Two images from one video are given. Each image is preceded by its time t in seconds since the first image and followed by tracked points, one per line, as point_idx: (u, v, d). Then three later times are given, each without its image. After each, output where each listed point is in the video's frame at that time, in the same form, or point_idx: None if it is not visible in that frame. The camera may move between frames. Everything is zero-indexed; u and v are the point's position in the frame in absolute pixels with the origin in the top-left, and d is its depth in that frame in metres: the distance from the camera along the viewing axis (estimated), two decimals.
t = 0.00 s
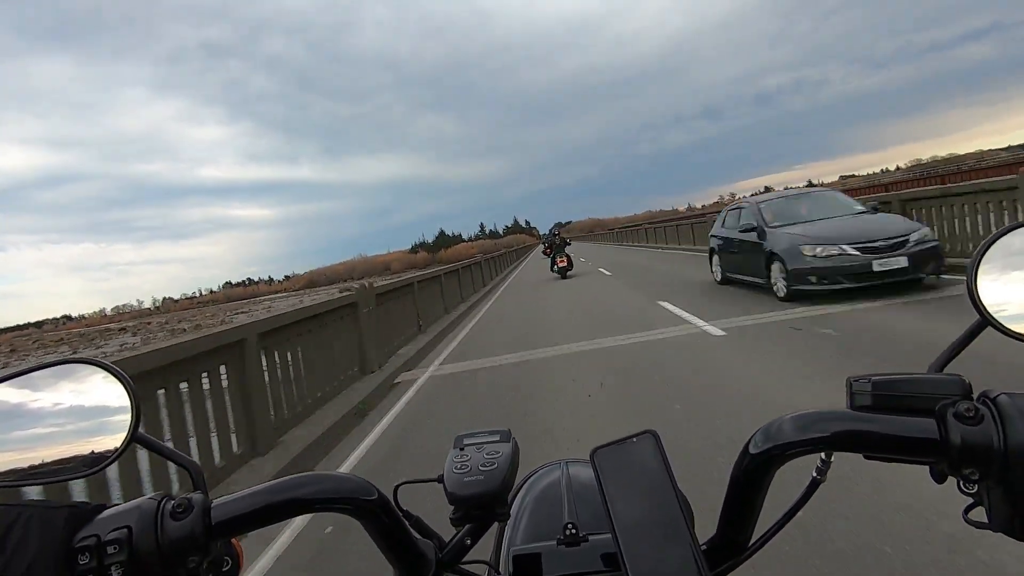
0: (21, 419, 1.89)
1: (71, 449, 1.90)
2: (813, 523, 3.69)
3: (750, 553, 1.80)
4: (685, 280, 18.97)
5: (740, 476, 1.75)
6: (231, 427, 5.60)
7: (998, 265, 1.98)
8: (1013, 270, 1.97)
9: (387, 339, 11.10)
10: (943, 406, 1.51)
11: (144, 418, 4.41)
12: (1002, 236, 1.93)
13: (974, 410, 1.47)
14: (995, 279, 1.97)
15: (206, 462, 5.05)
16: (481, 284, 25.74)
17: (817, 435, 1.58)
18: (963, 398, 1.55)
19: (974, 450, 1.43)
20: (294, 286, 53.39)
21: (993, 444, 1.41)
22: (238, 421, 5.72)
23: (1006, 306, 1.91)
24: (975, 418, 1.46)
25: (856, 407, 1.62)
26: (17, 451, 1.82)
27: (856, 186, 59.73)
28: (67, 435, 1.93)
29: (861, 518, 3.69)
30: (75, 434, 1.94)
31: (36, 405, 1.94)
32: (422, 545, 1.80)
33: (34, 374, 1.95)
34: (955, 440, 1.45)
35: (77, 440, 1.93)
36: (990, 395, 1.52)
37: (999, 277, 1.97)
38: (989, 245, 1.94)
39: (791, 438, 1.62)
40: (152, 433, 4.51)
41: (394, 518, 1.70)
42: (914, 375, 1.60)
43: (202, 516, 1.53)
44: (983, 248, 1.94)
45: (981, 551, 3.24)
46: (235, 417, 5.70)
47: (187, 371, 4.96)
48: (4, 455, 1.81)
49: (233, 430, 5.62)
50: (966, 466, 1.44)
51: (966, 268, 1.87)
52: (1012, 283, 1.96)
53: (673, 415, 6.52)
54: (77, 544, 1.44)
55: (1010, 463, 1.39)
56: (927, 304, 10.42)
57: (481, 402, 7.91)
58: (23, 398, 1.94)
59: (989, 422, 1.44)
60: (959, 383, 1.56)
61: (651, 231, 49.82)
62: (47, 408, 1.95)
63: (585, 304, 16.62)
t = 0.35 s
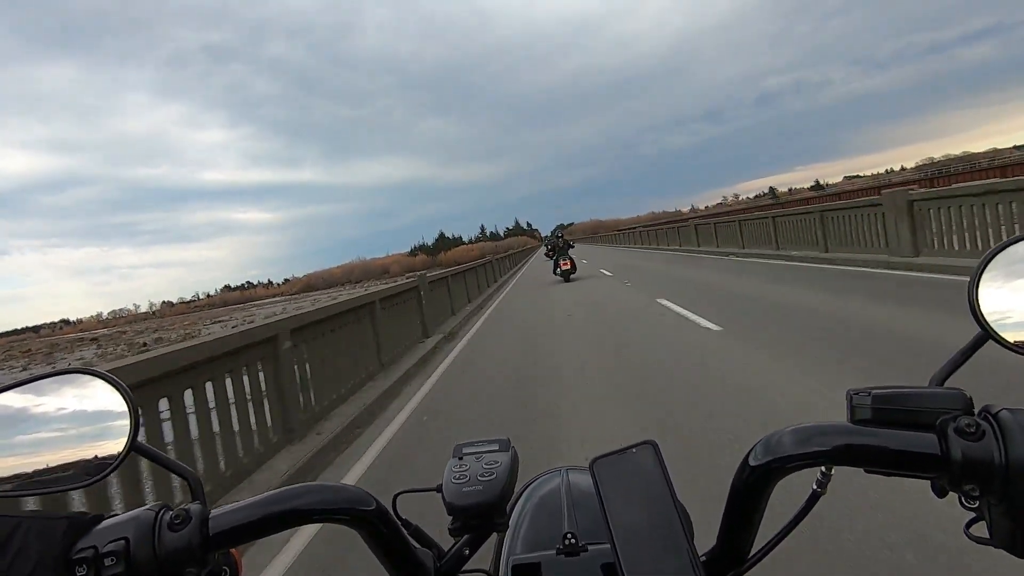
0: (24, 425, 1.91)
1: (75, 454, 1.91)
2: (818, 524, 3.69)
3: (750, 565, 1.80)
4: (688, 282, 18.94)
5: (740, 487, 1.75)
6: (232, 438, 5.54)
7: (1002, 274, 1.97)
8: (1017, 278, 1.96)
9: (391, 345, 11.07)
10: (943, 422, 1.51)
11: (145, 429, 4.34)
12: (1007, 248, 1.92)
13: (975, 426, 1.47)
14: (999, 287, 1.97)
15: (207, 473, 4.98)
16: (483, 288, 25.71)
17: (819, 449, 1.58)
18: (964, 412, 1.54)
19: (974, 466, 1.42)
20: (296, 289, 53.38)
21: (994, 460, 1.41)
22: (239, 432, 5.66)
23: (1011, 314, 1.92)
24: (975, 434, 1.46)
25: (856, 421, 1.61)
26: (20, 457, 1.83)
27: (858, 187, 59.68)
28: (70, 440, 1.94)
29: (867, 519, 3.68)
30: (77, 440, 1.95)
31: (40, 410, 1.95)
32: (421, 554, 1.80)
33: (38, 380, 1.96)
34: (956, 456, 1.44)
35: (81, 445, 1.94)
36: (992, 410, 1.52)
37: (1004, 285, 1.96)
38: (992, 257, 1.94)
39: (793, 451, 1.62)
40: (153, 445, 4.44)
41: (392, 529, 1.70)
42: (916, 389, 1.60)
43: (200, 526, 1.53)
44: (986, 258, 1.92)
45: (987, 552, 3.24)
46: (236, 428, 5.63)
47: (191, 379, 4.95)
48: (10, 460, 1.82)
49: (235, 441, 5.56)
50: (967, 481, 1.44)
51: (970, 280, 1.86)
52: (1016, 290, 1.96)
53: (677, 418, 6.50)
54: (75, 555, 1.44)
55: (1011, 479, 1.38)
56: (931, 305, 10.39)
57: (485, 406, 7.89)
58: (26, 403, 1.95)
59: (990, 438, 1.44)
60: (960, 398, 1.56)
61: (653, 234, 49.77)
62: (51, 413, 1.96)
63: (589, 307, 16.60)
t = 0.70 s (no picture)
0: (29, 439, 1.93)
1: (80, 467, 1.94)
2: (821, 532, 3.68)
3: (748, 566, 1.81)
4: (689, 286, 18.94)
5: (736, 487, 1.77)
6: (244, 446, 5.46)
7: (994, 274, 2.00)
8: (1010, 276, 1.98)
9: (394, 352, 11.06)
10: (931, 417, 1.53)
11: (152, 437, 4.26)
12: (994, 244, 1.94)
13: (961, 421, 1.49)
14: (993, 288, 1.99)
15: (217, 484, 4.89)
16: (484, 294, 25.71)
17: (811, 447, 1.60)
18: (952, 407, 1.56)
19: (961, 460, 1.44)
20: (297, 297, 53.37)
21: (980, 453, 1.43)
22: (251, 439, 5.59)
23: (1006, 314, 1.94)
24: (962, 428, 1.48)
25: (848, 419, 1.64)
26: (26, 469, 1.85)
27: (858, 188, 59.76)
28: (74, 453, 1.96)
29: (870, 526, 3.67)
30: (81, 452, 1.97)
31: (45, 423, 1.99)
32: (421, 559, 1.82)
33: (42, 395, 1.99)
34: (944, 450, 1.46)
35: (88, 457, 1.96)
36: (979, 405, 1.54)
37: (999, 286, 1.98)
38: (979, 253, 1.95)
39: (785, 449, 1.64)
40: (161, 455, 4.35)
41: (393, 534, 1.72)
42: (904, 386, 1.62)
43: (204, 534, 1.55)
44: (973, 257, 1.95)
45: (989, 557, 3.24)
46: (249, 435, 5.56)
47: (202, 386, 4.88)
48: (16, 473, 1.85)
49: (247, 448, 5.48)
50: (955, 476, 1.45)
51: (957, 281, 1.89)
52: (1010, 292, 1.98)
53: (680, 421, 6.51)
54: (80, 564, 1.46)
55: (999, 472, 1.40)
56: (934, 305, 10.40)
57: (489, 412, 7.90)
58: (31, 418, 1.98)
59: (977, 431, 1.46)
60: (947, 393, 1.58)
61: (654, 238, 49.83)
62: (56, 428, 1.99)
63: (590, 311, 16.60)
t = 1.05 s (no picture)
0: (16, 446, 1.91)
1: (68, 473, 1.91)
2: (821, 535, 3.66)
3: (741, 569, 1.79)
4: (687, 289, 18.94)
5: (728, 489, 1.75)
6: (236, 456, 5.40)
7: (988, 270, 1.99)
8: (1003, 273, 1.97)
9: (391, 359, 11.03)
10: (923, 417, 1.52)
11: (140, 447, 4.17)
12: (986, 241, 1.92)
13: (953, 420, 1.48)
14: (986, 285, 1.98)
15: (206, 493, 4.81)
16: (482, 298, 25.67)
17: (804, 447, 1.58)
18: (943, 407, 1.55)
19: (953, 461, 1.43)
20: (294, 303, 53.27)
21: (972, 453, 1.41)
22: (241, 447, 5.52)
23: (999, 311, 1.93)
24: (954, 428, 1.46)
25: (839, 420, 1.62)
26: (11, 478, 1.83)
27: (855, 191, 59.88)
28: (61, 459, 1.94)
29: (870, 532, 3.65)
30: (69, 458, 1.95)
31: (31, 429, 1.96)
32: (411, 564, 1.79)
33: (29, 400, 1.98)
34: (936, 451, 1.45)
35: (75, 463, 1.94)
36: (970, 404, 1.53)
37: (992, 284, 1.97)
38: (972, 249, 1.94)
39: (778, 450, 1.63)
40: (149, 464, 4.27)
41: (382, 539, 1.70)
42: (896, 386, 1.61)
43: (188, 542, 1.53)
44: (965, 254, 1.94)
45: (988, 560, 3.23)
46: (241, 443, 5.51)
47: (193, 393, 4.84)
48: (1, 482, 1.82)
49: (238, 457, 5.43)
50: (948, 476, 1.44)
51: (948, 278, 1.88)
52: (1004, 289, 1.97)
53: (679, 425, 6.48)
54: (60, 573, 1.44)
55: (990, 472, 1.38)
56: (933, 306, 10.39)
57: (487, 417, 7.86)
58: (16, 424, 1.96)
59: (968, 431, 1.45)
60: (939, 393, 1.56)
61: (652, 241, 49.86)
62: (42, 433, 1.97)
63: (589, 315, 16.57)
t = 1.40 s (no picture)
0: (11, 459, 1.90)
1: (62, 486, 1.89)
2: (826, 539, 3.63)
3: None
4: (686, 290, 18.95)
5: (729, 495, 1.74)
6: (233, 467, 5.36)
7: (982, 273, 1.99)
8: (996, 276, 1.98)
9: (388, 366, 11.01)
10: (922, 422, 1.52)
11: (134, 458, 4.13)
12: (980, 242, 1.92)
13: (952, 424, 1.47)
14: (979, 287, 1.98)
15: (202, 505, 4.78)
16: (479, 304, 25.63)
17: (803, 453, 1.58)
18: (943, 410, 1.55)
19: (953, 465, 1.43)
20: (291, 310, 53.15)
21: (972, 456, 1.41)
22: (241, 459, 5.49)
23: (992, 312, 1.93)
24: (953, 432, 1.46)
25: (838, 424, 1.62)
26: (8, 492, 1.82)
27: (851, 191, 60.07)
28: (56, 471, 1.92)
29: (873, 533, 3.65)
30: (64, 470, 1.93)
31: (26, 442, 1.95)
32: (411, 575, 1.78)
33: (24, 413, 1.97)
34: (936, 455, 1.45)
35: (72, 475, 1.92)
36: (969, 408, 1.52)
37: (984, 286, 1.98)
38: (966, 252, 1.94)
39: (778, 455, 1.62)
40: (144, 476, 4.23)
41: (381, 548, 1.70)
42: (896, 389, 1.60)
43: (184, 556, 1.51)
44: (960, 257, 1.95)
45: (991, 560, 3.23)
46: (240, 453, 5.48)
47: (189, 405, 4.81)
48: None
49: (237, 469, 5.40)
50: (948, 480, 1.44)
51: (943, 281, 1.88)
52: (998, 291, 1.96)
53: (679, 428, 6.47)
54: None
55: (991, 476, 1.38)
56: (931, 305, 10.42)
57: (488, 424, 7.83)
58: (12, 436, 1.94)
59: (968, 435, 1.44)
60: (937, 396, 1.56)
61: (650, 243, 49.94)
62: (38, 446, 1.95)
63: (587, 319, 16.55)
